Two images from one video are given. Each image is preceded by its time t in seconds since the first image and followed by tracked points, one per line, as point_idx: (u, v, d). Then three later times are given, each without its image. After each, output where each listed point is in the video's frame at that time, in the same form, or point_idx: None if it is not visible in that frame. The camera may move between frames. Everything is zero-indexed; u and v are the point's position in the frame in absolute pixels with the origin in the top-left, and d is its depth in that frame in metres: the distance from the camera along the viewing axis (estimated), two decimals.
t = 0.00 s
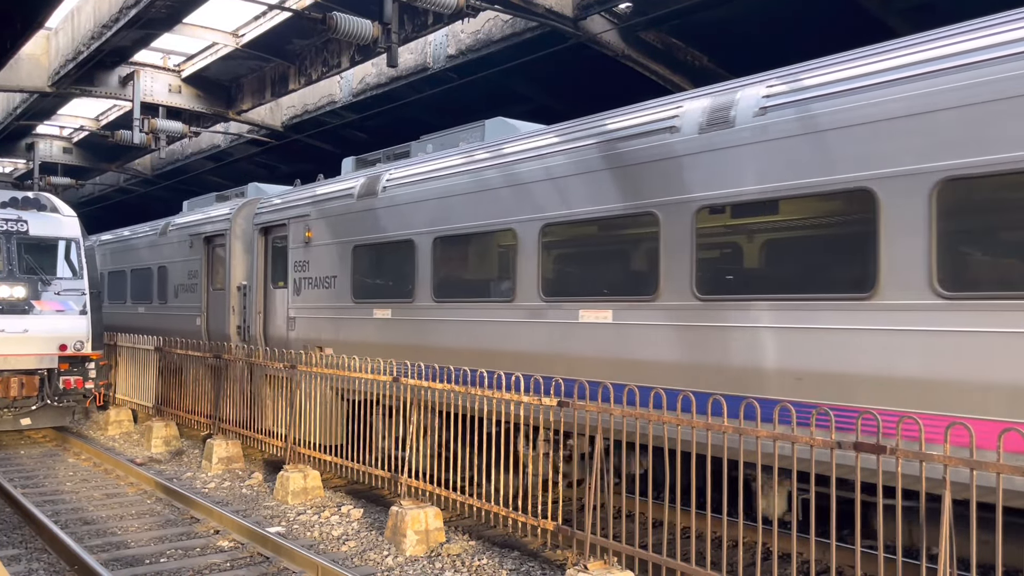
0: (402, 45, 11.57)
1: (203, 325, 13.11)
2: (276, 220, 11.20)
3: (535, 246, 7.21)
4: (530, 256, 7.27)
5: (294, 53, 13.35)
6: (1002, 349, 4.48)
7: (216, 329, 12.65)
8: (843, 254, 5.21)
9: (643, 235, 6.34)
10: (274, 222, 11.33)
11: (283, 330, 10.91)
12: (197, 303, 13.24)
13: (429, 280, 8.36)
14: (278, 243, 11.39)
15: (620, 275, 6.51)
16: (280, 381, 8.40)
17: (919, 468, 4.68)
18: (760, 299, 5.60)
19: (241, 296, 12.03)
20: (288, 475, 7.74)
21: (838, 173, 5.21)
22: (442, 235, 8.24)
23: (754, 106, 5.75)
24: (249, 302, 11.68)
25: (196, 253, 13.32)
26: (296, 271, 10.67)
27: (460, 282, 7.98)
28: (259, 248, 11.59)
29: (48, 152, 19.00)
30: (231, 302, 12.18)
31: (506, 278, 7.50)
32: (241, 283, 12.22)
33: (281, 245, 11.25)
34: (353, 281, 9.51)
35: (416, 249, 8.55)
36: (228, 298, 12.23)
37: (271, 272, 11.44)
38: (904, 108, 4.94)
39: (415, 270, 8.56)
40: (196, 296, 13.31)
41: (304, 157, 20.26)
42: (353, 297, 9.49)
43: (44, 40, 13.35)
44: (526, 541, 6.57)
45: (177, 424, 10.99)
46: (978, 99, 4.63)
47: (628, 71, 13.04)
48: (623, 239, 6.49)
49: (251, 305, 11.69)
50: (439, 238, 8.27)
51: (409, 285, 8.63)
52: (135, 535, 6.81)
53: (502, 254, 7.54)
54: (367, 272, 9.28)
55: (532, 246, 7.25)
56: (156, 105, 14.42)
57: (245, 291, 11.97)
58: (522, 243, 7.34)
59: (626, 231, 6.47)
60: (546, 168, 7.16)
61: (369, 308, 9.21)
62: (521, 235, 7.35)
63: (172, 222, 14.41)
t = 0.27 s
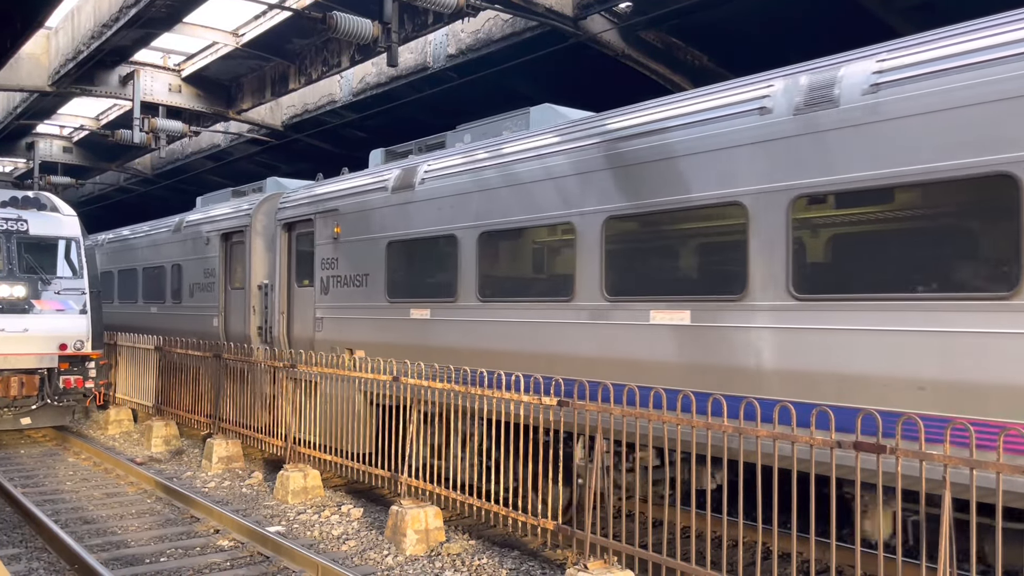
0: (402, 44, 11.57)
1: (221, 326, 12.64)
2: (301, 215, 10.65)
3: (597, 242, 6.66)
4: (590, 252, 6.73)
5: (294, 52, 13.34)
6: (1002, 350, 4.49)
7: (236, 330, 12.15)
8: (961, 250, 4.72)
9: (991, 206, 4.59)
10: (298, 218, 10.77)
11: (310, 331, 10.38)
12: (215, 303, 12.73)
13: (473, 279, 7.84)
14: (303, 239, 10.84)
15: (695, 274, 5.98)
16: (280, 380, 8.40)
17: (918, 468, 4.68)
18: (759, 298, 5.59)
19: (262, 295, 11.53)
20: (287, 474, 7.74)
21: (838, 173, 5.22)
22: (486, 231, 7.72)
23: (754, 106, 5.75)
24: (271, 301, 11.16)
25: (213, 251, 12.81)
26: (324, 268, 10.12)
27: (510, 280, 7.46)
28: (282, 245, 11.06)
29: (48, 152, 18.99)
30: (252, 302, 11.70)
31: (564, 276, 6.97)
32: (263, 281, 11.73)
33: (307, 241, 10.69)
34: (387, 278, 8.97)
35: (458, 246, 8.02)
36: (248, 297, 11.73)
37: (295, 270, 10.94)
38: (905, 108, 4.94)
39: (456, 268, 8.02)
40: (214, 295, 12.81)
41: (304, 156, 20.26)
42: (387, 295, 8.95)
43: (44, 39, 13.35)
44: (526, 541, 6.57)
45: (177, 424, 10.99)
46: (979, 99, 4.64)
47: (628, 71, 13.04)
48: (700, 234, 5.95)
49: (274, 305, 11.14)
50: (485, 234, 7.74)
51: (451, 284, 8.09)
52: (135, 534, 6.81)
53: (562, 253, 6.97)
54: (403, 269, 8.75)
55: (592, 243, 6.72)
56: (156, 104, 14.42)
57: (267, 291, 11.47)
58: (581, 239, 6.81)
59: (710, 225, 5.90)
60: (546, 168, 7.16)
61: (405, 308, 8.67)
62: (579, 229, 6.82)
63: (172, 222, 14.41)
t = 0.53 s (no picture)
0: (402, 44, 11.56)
1: (240, 327, 12.05)
2: (330, 209, 10.06)
3: (671, 237, 6.12)
4: (661, 248, 6.19)
5: (295, 52, 13.34)
6: (999, 350, 4.49)
7: (257, 331, 11.58)
8: None
9: None
10: (326, 212, 10.16)
11: (338, 332, 9.82)
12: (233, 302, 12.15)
13: (525, 277, 7.30)
14: (330, 235, 10.25)
15: (793, 272, 5.44)
16: (280, 380, 8.41)
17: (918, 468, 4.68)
18: (761, 299, 5.59)
19: (285, 295, 10.97)
20: (287, 474, 7.74)
21: (839, 173, 5.20)
22: (541, 225, 7.18)
23: (754, 106, 5.74)
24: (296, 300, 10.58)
25: (232, 248, 12.22)
26: (354, 266, 9.54)
27: (568, 278, 6.92)
28: (308, 241, 10.48)
29: (48, 151, 18.98)
30: (274, 302, 11.14)
31: (630, 274, 6.43)
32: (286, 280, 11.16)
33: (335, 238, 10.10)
34: (425, 276, 8.42)
35: (508, 241, 7.49)
36: (270, 296, 11.18)
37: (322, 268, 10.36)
38: (905, 108, 4.93)
39: (506, 266, 7.48)
40: (232, 294, 12.23)
41: (304, 156, 20.26)
42: (425, 294, 8.39)
43: (44, 38, 13.34)
44: (526, 540, 6.58)
45: (177, 423, 10.99)
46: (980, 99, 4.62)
47: (628, 70, 13.04)
48: (789, 229, 5.46)
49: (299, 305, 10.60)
50: (539, 228, 7.21)
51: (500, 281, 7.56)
52: (135, 534, 6.82)
53: (604, 249, 6.64)
54: (443, 267, 8.21)
55: (665, 238, 6.17)
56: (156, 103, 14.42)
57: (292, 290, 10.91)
58: (652, 233, 6.25)
59: (766, 221, 5.59)
60: (546, 168, 7.15)
61: (445, 307, 8.14)
62: (650, 222, 6.27)
63: (172, 221, 14.41)
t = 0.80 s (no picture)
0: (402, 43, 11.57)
1: (260, 329, 11.44)
2: (361, 204, 9.47)
3: (761, 231, 5.58)
4: (748, 244, 5.65)
5: (295, 52, 13.33)
6: (997, 350, 4.49)
7: (280, 333, 10.97)
8: None
9: None
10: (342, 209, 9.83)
11: (371, 333, 9.24)
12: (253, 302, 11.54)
13: (586, 276, 6.76)
14: (361, 230, 9.67)
15: (902, 270, 4.91)
16: (281, 379, 8.41)
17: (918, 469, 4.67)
18: (762, 297, 5.57)
19: (311, 294, 10.39)
20: (287, 474, 7.74)
21: (838, 173, 5.20)
22: (604, 219, 6.64)
23: (753, 105, 5.73)
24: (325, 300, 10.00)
25: (252, 245, 11.62)
26: (388, 264, 8.98)
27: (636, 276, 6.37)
28: (336, 238, 9.89)
29: (48, 151, 18.98)
30: (298, 302, 10.57)
31: (709, 272, 5.89)
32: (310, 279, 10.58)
33: (367, 233, 9.52)
34: (469, 274, 7.91)
35: (565, 238, 6.96)
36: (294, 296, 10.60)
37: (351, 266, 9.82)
38: (904, 107, 4.92)
39: (564, 264, 6.95)
40: (252, 294, 11.61)
41: (304, 156, 20.26)
42: (470, 294, 7.88)
43: (44, 38, 13.34)
44: (525, 540, 6.58)
45: (177, 423, 11.00)
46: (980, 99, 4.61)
47: (628, 70, 13.04)
48: (856, 223, 5.12)
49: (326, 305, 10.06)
50: (601, 221, 6.66)
51: (555, 278, 7.04)
52: (135, 533, 6.82)
53: (648, 245, 6.29)
54: (490, 265, 7.69)
55: (752, 233, 5.63)
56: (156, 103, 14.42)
57: (318, 289, 10.34)
58: (738, 226, 5.71)
59: (884, 207, 4.98)
60: (547, 168, 7.15)
61: (493, 307, 7.63)
62: (733, 216, 5.74)
63: (171, 221, 14.40)
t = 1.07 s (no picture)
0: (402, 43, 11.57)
1: (285, 331, 10.79)
2: (397, 197, 8.84)
3: (873, 223, 4.92)
4: (856, 238, 5.01)
5: (295, 52, 13.32)
6: (999, 351, 4.36)
7: (308, 335, 10.31)
8: None
9: None
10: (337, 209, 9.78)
11: (409, 335, 8.59)
12: (277, 302, 10.91)
13: (657, 274, 6.11)
14: (395, 225, 9.05)
15: (1003, 271, 4.40)
16: (281, 379, 8.42)
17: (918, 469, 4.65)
18: (761, 297, 5.47)
19: (341, 294, 9.78)
20: (287, 473, 7.75)
21: (838, 173, 5.10)
22: (678, 212, 5.99)
23: (754, 106, 5.65)
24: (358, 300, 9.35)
25: (274, 242, 10.99)
26: (427, 261, 8.34)
27: (719, 274, 5.73)
28: (368, 234, 9.28)
29: (48, 150, 18.98)
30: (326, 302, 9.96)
31: (810, 269, 5.24)
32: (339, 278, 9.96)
33: (405, 229, 8.86)
34: (519, 272, 7.28)
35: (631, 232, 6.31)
36: (322, 296, 9.98)
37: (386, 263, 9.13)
38: (905, 107, 4.82)
39: (631, 261, 6.30)
40: (277, 294, 10.96)
41: (304, 155, 20.26)
42: (520, 293, 7.26)
43: (44, 38, 13.34)
44: (524, 539, 6.59)
45: (177, 422, 11.00)
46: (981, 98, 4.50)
47: (627, 69, 13.04)
48: (956, 217, 4.59)
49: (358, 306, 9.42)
50: (637, 218, 6.28)
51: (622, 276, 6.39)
52: (135, 532, 6.82)
53: (696, 242, 5.85)
54: (543, 262, 7.06)
55: (863, 225, 4.97)
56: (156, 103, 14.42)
57: (348, 289, 9.72)
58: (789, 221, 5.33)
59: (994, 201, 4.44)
60: (546, 168, 7.07)
61: (547, 307, 6.99)
62: (838, 207, 5.09)
63: (172, 220, 14.41)
